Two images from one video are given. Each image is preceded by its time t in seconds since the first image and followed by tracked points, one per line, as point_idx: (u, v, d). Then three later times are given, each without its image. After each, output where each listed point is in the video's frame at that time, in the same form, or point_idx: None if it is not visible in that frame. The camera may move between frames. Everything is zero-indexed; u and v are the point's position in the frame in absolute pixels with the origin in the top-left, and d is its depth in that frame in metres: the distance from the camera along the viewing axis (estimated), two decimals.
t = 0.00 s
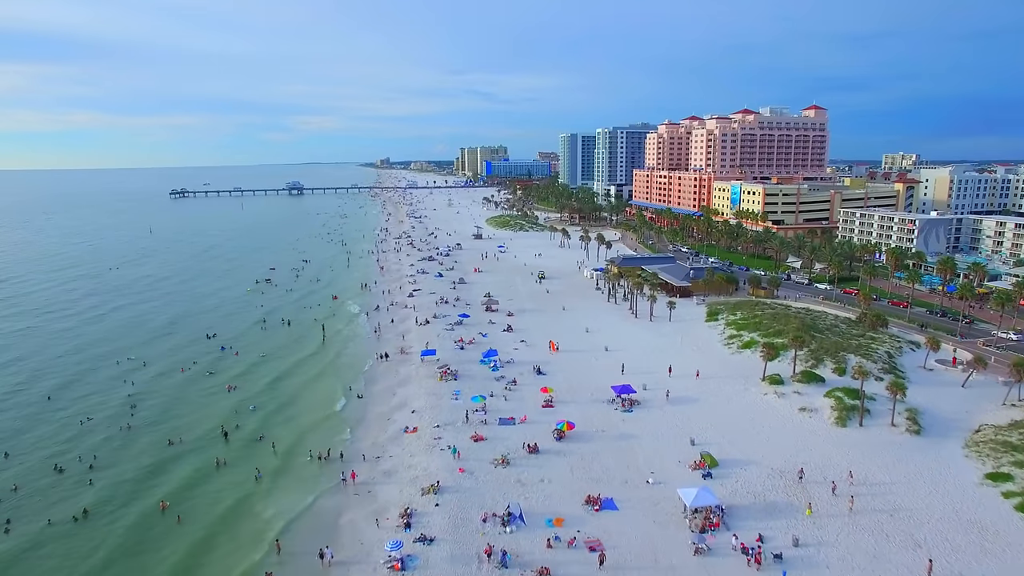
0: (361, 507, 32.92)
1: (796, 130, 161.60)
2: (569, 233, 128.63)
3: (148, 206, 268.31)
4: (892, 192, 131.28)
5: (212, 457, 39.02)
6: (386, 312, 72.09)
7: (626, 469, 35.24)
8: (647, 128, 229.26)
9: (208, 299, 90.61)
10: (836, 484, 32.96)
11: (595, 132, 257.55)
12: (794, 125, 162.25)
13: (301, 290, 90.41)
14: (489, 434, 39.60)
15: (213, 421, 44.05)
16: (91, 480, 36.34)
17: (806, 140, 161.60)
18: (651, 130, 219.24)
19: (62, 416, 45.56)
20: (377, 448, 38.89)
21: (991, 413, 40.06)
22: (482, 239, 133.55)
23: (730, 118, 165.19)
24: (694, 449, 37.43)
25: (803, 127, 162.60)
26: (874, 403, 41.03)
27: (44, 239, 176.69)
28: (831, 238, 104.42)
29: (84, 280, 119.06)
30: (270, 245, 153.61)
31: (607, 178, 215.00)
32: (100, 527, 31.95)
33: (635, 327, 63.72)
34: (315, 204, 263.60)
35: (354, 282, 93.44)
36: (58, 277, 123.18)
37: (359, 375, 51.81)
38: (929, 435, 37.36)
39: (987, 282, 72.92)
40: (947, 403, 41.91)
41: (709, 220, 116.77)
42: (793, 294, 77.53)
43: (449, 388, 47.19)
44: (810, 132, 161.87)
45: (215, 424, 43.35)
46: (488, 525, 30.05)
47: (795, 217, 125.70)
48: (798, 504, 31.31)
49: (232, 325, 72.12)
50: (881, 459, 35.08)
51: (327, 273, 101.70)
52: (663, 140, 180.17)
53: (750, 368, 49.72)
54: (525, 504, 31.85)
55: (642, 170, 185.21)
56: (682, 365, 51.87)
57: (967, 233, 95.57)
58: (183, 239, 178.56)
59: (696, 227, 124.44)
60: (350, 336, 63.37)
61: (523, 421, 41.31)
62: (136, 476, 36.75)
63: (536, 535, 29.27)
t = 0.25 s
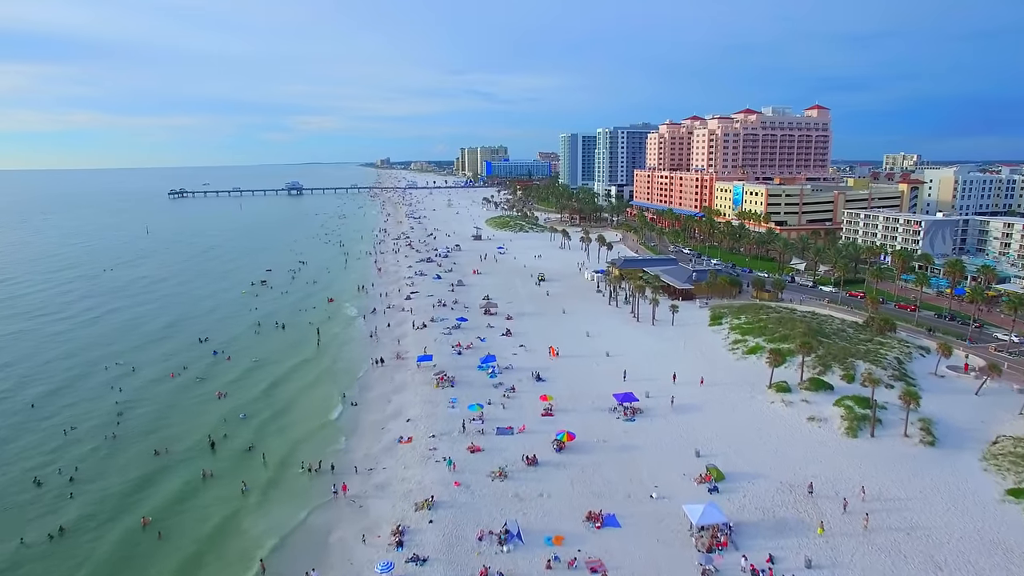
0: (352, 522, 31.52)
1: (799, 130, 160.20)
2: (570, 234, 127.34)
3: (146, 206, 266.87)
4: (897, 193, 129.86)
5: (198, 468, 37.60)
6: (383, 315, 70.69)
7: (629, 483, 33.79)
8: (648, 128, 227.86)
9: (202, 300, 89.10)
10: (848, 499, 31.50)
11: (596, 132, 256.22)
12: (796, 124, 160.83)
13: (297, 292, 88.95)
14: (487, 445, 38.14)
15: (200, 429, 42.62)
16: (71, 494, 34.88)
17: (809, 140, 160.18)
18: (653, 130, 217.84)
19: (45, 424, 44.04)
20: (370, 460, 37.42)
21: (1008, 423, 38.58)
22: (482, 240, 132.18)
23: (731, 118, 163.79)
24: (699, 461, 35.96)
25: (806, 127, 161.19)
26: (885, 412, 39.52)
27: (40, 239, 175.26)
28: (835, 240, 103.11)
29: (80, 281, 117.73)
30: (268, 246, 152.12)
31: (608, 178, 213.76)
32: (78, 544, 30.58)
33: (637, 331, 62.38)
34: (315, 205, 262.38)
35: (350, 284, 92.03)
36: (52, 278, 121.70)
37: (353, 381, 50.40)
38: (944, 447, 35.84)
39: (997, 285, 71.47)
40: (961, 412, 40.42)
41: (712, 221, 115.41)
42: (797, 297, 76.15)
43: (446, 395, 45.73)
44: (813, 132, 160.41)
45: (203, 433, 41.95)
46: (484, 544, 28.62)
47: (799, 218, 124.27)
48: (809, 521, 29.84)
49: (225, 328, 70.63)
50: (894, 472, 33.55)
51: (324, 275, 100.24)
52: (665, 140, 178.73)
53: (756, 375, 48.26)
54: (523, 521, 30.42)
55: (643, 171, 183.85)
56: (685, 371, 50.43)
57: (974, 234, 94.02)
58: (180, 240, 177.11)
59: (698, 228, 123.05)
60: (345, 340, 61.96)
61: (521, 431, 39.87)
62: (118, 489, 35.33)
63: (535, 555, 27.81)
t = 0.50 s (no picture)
0: (344, 540, 30.10)
1: (804, 129, 158.52)
2: (572, 235, 125.87)
3: (147, 206, 266.12)
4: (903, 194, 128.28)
5: (185, 480, 36.28)
6: (381, 318, 69.27)
7: (634, 499, 32.31)
8: (651, 128, 226.30)
9: (199, 302, 87.70)
10: (864, 517, 29.98)
11: (598, 132, 254.68)
12: (802, 124, 159.14)
13: (294, 294, 87.58)
14: (485, 456, 36.69)
15: (190, 439, 41.30)
16: (52, 508, 33.51)
17: (814, 140, 158.56)
18: (655, 130, 216.26)
19: (30, 432, 42.67)
20: (364, 472, 35.96)
21: None
22: (483, 241, 130.84)
23: (736, 118, 162.19)
24: (707, 475, 34.48)
25: (811, 127, 159.56)
26: (901, 423, 37.94)
27: (38, 239, 174.10)
28: (842, 242, 101.53)
29: (77, 283, 116.45)
30: (267, 247, 150.77)
31: (610, 178, 212.24)
32: (57, 563, 29.20)
33: (642, 336, 60.94)
34: (315, 205, 261.18)
35: (349, 286, 90.63)
36: (49, 279, 120.48)
37: (348, 388, 49.03)
38: (964, 461, 34.29)
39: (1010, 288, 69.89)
40: (979, 422, 38.86)
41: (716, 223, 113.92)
42: (804, 300, 74.63)
43: (444, 403, 44.26)
44: (818, 132, 158.82)
45: (192, 443, 40.62)
46: (482, 565, 27.18)
47: (804, 219, 122.71)
48: (824, 541, 28.32)
49: (219, 331, 69.25)
50: (913, 488, 32.00)
51: (322, 276, 98.86)
52: (668, 140, 177.12)
53: (765, 383, 46.74)
54: (523, 539, 28.98)
55: (646, 171, 182.34)
56: (691, 378, 48.91)
57: (983, 236, 92.57)
58: (180, 240, 176.06)
59: (702, 229, 121.54)
60: (342, 345, 60.57)
61: (522, 441, 38.40)
62: (101, 503, 34.03)
63: None
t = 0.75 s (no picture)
0: (337, 559, 28.75)
1: (810, 129, 156.74)
2: (575, 236, 124.44)
3: (149, 206, 265.36)
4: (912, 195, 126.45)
5: (173, 493, 35.03)
6: (381, 322, 67.92)
7: (639, 515, 30.94)
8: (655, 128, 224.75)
9: (196, 303, 86.46)
10: (883, 537, 28.46)
11: (602, 132, 253.12)
12: (808, 124, 157.38)
13: (293, 296, 86.31)
14: (485, 468, 35.33)
15: (179, 449, 40.06)
16: (34, 523, 32.21)
17: (821, 140, 156.77)
18: (660, 130, 214.62)
19: (16, 441, 41.42)
20: (359, 484, 34.61)
21: None
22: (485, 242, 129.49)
23: (741, 118, 160.50)
24: (717, 490, 33.00)
25: (818, 127, 157.79)
26: (919, 435, 36.34)
27: (39, 239, 173.39)
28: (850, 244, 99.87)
29: (76, 284, 115.43)
30: (268, 248, 149.70)
31: (614, 179, 210.70)
32: None
33: (647, 341, 59.53)
34: (318, 205, 260.34)
35: (349, 288, 89.34)
36: (47, 280, 119.43)
37: (344, 395, 47.76)
38: (986, 476, 32.70)
39: None
40: (1001, 433, 37.25)
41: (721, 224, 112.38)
42: (813, 304, 73.13)
43: (443, 412, 42.90)
44: (825, 132, 157.05)
45: (183, 453, 39.33)
46: None
47: (811, 221, 121.06)
48: (841, 563, 26.86)
49: (214, 334, 68.01)
50: (934, 505, 30.43)
51: (322, 278, 97.58)
52: (673, 140, 175.48)
53: (775, 390, 45.20)
54: (524, 559, 27.58)
55: (650, 171, 180.76)
56: (698, 386, 47.45)
57: (995, 238, 90.87)
58: (181, 241, 175.06)
59: (707, 230, 119.97)
60: (340, 349, 59.26)
61: (523, 452, 37.03)
62: (85, 517, 32.78)
63: None
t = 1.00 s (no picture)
0: None
1: (818, 129, 154.76)
2: (580, 237, 122.97)
3: (153, 206, 264.93)
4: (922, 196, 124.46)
5: (161, 506, 33.74)
6: (381, 325, 66.55)
7: (646, 533, 29.47)
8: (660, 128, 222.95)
9: (195, 305, 85.29)
10: (905, 560, 26.92)
11: (607, 133, 251.49)
12: (816, 124, 155.39)
13: (293, 298, 85.06)
14: (486, 481, 33.90)
15: (170, 459, 38.79)
16: (15, 539, 30.90)
17: (829, 141, 154.84)
18: (665, 131, 212.86)
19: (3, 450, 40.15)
20: (354, 498, 33.25)
21: None
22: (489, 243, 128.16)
23: (748, 118, 158.67)
24: (728, 506, 31.50)
25: (826, 127, 155.84)
26: (940, 448, 34.72)
27: (41, 239, 172.73)
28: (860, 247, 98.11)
29: (76, 285, 114.50)
30: (270, 249, 148.70)
31: (619, 179, 209.06)
32: None
33: (653, 346, 58.05)
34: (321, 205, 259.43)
35: (349, 290, 88.05)
36: (47, 281, 118.58)
37: (341, 402, 46.44)
38: (1012, 494, 31.08)
39: None
40: None
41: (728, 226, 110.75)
42: (823, 308, 71.45)
43: (442, 421, 41.48)
44: (833, 133, 155.10)
45: (173, 464, 38.03)
46: None
47: (819, 222, 119.27)
48: None
49: (212, 338, 66.79)
50: (959, 526, 28.84)
51: (322, 280, 96.29)
52: (678, 140, 173.73)
53: (786, 399, 43.63)
54: None
55: (655, 172, 179.07)
56: (706, 395, 45.92)
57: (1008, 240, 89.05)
58: (183, 241, 174.18)
59: (714, 232, 118.32)
60: (339, 354, 57.92)
61: (525, 464, 35.60)
62: (67, 532, 31.50)
63: None
